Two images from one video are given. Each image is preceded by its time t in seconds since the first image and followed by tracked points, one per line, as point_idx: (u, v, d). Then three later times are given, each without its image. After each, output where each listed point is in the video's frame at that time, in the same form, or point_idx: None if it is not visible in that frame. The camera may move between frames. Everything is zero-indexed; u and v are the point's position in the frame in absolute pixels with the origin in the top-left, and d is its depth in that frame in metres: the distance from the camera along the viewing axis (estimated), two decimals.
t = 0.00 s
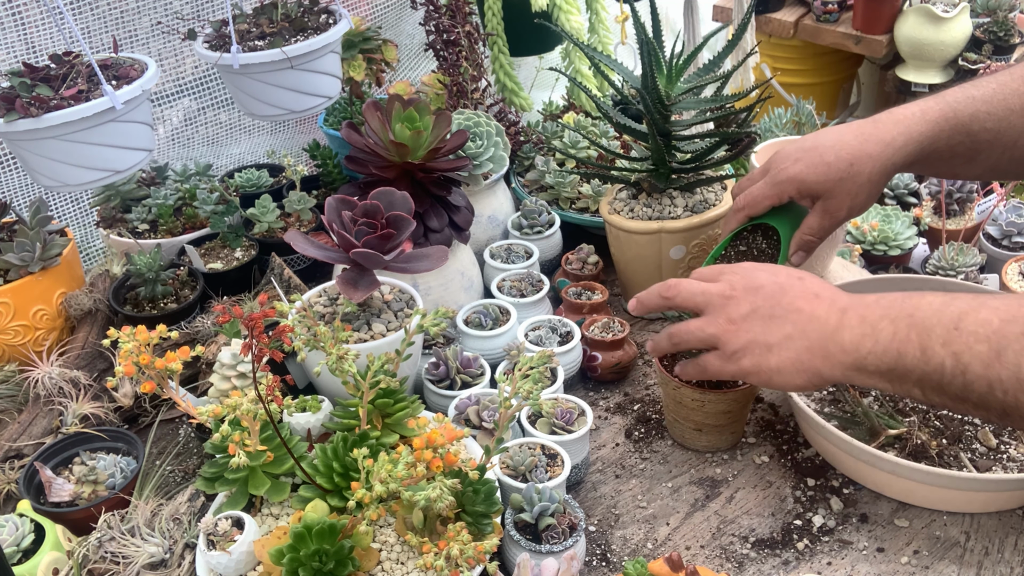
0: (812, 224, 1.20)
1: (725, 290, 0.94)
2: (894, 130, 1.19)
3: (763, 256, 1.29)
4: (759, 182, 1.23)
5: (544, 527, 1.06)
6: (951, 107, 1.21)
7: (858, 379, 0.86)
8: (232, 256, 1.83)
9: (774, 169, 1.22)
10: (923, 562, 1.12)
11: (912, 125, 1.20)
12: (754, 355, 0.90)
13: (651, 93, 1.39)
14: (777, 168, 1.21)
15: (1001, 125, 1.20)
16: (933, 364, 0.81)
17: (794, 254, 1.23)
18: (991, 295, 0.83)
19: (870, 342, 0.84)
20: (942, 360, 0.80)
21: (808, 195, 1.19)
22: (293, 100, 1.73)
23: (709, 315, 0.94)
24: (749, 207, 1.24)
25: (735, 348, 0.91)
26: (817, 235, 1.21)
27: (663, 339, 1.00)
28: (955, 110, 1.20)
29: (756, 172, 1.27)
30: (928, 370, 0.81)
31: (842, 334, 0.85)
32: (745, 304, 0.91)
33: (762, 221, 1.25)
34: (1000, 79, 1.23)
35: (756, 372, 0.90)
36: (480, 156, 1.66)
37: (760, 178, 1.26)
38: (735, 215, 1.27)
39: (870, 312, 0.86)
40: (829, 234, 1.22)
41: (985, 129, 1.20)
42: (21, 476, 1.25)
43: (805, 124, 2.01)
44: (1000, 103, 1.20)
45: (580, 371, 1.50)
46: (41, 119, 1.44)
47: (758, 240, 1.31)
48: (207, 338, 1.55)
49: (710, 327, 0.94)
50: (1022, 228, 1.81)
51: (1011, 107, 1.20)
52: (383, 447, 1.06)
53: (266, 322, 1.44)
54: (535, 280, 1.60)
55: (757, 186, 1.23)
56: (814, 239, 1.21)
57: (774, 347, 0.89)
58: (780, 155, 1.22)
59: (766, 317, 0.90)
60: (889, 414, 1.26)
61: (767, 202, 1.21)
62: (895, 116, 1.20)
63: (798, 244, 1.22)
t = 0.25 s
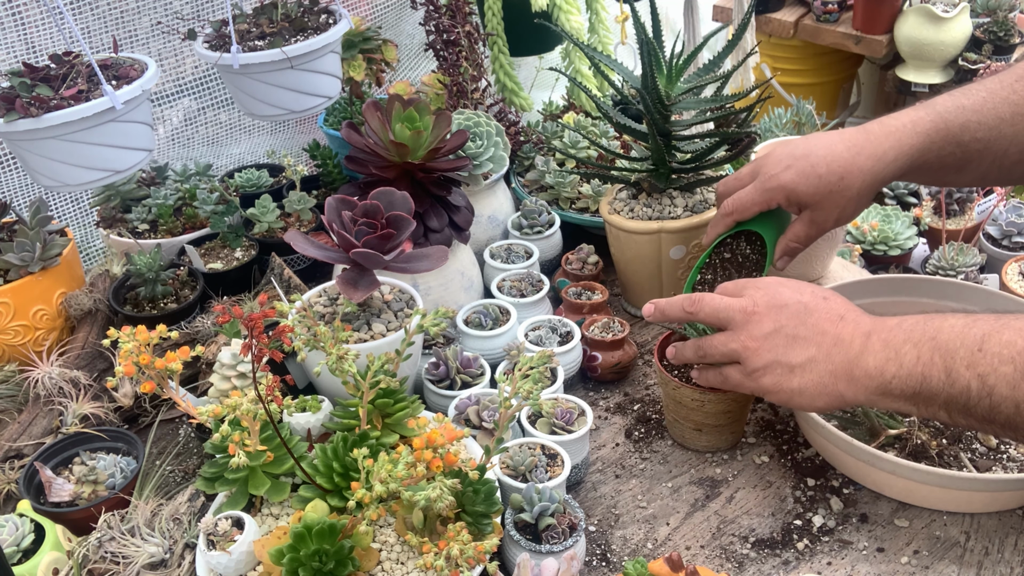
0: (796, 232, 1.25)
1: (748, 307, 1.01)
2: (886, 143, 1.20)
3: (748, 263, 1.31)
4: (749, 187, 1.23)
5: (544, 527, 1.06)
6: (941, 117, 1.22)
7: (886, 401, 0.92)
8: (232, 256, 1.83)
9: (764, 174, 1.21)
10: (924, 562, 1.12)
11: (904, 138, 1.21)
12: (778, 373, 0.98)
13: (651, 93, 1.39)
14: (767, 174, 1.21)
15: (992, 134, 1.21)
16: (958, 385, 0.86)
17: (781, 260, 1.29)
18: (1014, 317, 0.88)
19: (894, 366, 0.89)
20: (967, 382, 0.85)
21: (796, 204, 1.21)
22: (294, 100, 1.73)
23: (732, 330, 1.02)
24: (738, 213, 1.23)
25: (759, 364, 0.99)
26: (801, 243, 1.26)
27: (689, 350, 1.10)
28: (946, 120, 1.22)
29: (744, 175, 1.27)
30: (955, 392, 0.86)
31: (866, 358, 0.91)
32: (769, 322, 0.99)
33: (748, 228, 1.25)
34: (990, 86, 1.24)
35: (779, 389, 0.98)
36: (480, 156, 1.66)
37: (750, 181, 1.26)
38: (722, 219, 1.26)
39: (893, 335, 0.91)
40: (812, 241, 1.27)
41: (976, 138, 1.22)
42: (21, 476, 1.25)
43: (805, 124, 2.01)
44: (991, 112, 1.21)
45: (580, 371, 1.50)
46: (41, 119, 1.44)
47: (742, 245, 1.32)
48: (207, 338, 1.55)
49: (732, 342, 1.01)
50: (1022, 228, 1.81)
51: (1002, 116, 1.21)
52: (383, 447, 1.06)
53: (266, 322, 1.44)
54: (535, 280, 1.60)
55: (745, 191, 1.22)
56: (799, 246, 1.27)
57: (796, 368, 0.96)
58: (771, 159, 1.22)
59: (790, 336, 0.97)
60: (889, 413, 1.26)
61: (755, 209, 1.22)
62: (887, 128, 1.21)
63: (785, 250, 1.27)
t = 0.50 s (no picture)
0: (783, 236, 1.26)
1: (750, 310, 1.01)
2: (876, 150, 1.21)
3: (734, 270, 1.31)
4: (737, 191, 1.21)
5: (544, 527, 1.06)
6: (931, 123, 1.22)
7: (887, 404, 0.92)
8: (232, 256, 1.83)
9: (754, 177, 1.20)
10: (924, 562, 1.12)
11: (894, 146, 1.21)
12: (779, 376, 0.98)
13: (651, 93, 1.39)
14: (757, 177, 1.20)
15: (981, 139, 1.22)
16: (961, 388, 0.86)
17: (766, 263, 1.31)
18: (1016, 320, 0.88)
19: (896, 369, 0.89)
20: (970, 384, 0.85)
21: (785, 210, 1.22)
22: (294, 100, 1.73)
23: (734, 334, 1.02)
24: (727, 218, 1.20)
25: (760, 367, 0.99)
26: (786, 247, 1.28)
27: (693, 353, 1.09)
28: (935, 125, 1.22)
29: (731, 177, 1.26)
30: (957, 394, 0.86)
31: (869, 360, 0.91)
32: (770, 325, 0.99)
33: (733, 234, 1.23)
34: (978, 88, 1.25)
35: (781, 392, 0.99)
36: (480, 156, 1.65)
37: (738, 184, 1.25)
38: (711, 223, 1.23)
39: (895, 338, 0.91)
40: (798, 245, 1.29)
41: (965, 143, 1.22)
42: (21, 476, 1.25)
43: (805, 124, 2.01)
44: (980, 115, 1.22)
45: (579, 371, 1.50)
46: (41, 119, 1.44)
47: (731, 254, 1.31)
48: (207, 338, 1.55)
49: (734, 346, 1.01)
50: (1022, 228, 1.81)
51: (991, 119, 1.21)
52: (383, 447, 1.06)
53: (266, 322, 1.44)
54: (535, 280, 1.60)
55: (734, 194, 1.20)
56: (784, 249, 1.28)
57: (797, 371, 0.97)
58: (761, 162, 1.21)
59: (792, 339, 0.97)
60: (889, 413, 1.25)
61: (746, 212, 1.20)
62: (877, 136, 1.21)
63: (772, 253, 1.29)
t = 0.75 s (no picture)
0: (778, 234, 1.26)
1: (750, 308, 1.01)
2: (874, 153, 1.21)
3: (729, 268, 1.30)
4: (735, 188, 1.21)
5: (544, 527, 1.06)
6: (927, 124, 1.22)
7: (887, 402, 0.92)
8: (232, 256, 1.83)
9: (753, 174, 1.20)
10: (924, 562, 1.12)
11: (891, 148, 1.21)
12: (778, 375, 0.98)
13: (651, 93, 1.39)
14: (757, 175, 1.20)
15: (978, 140, 1.22)
16: (961, 386, 0.86)
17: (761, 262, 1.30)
18: (1016, 318, 0.88)
19: (895, 367, 0.89)
20: (970, 382, 0.85)
21: (782, 209, 1.22)
22: (294, 100, 1.73)
23: (734, 332, 1.02)
24: (725, 216, 1.20)
25: (760, 366, 0.99)
26: (781, 246, 1.28)
27: (696, 352, 1.09)
28: (932, 127, 1.22)
29: (728, 174, 1.25)
30: (957, 392, 0.86)
31: (868, 359, 0.91)
32: (770, 324, 0.99)
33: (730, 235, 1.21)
34: (974, 88, 1.24)
35: (780, 390, 0.99)
36: (480, 156, 1.65)
37: (735, 181, 1.24)
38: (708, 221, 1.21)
39: (894, 336, 0.91)
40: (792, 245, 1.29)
41: (962, 145, 1.22)
42: (21, 476, 1.25)
43: (805, 124, 2.01)
44: (976, 116, 1.21)
45: (579, 371, 1.50)
46: (41, 119, 1.44)
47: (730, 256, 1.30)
48: (207, 338, 1.55)
49: (734, 344, 1.01)
50: (1022, 228, 1.81)
51: (987, 120, 1.21)
52: (383, 447, 1.06)
53: (266, 322, 1.44)
54: (535, 280, 1.60)
55: (732, 192, 1.19)
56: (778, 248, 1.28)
57: (797, 370, 0.96)
58: (760, 159, 1.21)
59: (791, 338, 0.97)
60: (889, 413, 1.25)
61: (744, 210, 1.19)
62: (875, 138, 1.21)
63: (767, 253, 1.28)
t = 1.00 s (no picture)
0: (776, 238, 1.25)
1: (750, 308, 1.01)
2: (873, 158, 1.21)
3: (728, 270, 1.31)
4: (734, 189, 1.22)
5: (544, 527, 1.06)
6: (926, 130, 1.22)
7: (886, 402, 0.92)
8: (232, 256, 1.83)
9: (753, 176, 1.21)
10: (923, 562, 1.12)
11: (890, 153, 1.21)
12: (778, 375, 0.98)
13: (652, 93, 1.39)
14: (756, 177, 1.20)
15: (978, 144, 1.22)
16: (961, 385, 0.86)
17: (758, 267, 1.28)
18: (1015, 317, 0.88)
19: (895, 366, 0.89)
20: (969, 381, 0.85)
21: (781, 210, 1.23)
22: (294, 100, 1.73)
23: (733, 333, 1.02)
24: (725, 216, 1.21)
25: (758, 366, 0.99)
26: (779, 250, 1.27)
27: (692, 354, 1.09)
28: (930, 132, 1.22)
29: (728, 175, 1.26)
30: (957, 392, 0.86)
31: (868, 359, 0.91)
32: (769, 324, 0.99)
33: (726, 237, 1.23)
34: (974, 93, 1.24)
35: (780, 390, 0.98)
36: (480, 156, 1.65)
37: (734, 182, 1.25)
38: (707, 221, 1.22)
39: (894, 336, 0.91)
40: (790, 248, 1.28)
41: (961, 149, 1.22)
42: (21, 476, 1.25)
43: (805, 124, 2.01)
44: (976, 121, 1.21)
45: (579, 371, 1.50)
46: (41, 119, 1.44)
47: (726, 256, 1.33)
48: (207, 338, 1.55)
49: (733, 344, 1.01)
50: (1022, 228, 1.81)
51: (986, 124, 1.21)
52: (383, 447, 1.06)
53: (266, 322, 1.44)
54: (535, 280, 1.60)
55: (731, 193, 1.21)
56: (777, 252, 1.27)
57: (797, 370, 0.96)
58: (759, 160, 1.22)
59: (791, 338, 0.97)
60: (889, 414, 1.25)
61: (742, 211, 1.20)
62: (873, 142, 1.22)
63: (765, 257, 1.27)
